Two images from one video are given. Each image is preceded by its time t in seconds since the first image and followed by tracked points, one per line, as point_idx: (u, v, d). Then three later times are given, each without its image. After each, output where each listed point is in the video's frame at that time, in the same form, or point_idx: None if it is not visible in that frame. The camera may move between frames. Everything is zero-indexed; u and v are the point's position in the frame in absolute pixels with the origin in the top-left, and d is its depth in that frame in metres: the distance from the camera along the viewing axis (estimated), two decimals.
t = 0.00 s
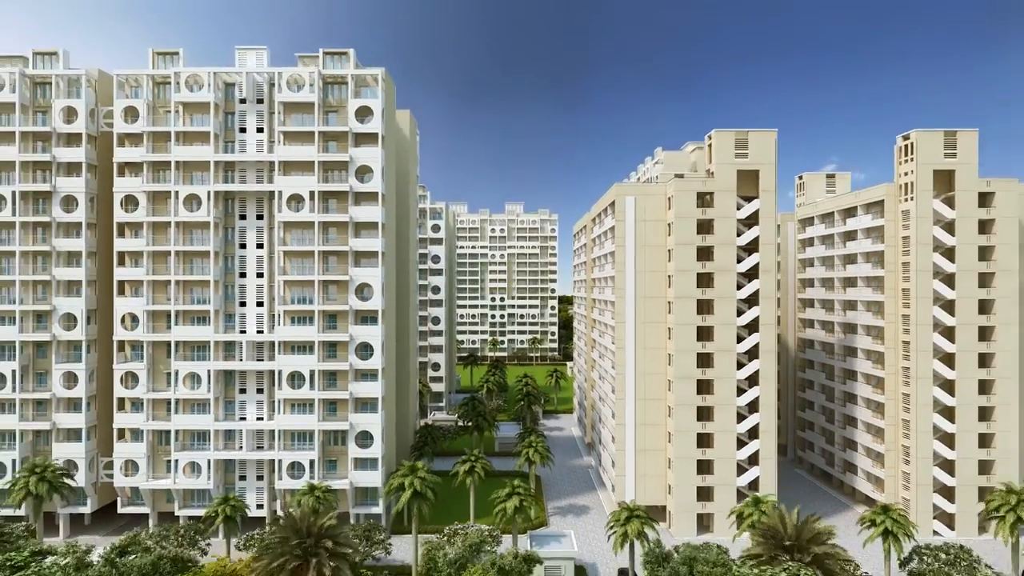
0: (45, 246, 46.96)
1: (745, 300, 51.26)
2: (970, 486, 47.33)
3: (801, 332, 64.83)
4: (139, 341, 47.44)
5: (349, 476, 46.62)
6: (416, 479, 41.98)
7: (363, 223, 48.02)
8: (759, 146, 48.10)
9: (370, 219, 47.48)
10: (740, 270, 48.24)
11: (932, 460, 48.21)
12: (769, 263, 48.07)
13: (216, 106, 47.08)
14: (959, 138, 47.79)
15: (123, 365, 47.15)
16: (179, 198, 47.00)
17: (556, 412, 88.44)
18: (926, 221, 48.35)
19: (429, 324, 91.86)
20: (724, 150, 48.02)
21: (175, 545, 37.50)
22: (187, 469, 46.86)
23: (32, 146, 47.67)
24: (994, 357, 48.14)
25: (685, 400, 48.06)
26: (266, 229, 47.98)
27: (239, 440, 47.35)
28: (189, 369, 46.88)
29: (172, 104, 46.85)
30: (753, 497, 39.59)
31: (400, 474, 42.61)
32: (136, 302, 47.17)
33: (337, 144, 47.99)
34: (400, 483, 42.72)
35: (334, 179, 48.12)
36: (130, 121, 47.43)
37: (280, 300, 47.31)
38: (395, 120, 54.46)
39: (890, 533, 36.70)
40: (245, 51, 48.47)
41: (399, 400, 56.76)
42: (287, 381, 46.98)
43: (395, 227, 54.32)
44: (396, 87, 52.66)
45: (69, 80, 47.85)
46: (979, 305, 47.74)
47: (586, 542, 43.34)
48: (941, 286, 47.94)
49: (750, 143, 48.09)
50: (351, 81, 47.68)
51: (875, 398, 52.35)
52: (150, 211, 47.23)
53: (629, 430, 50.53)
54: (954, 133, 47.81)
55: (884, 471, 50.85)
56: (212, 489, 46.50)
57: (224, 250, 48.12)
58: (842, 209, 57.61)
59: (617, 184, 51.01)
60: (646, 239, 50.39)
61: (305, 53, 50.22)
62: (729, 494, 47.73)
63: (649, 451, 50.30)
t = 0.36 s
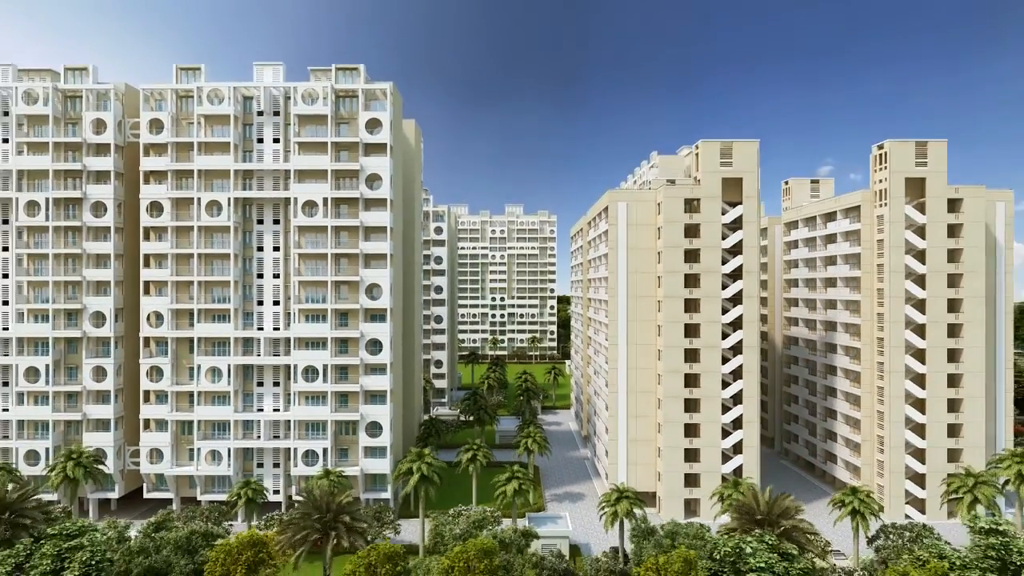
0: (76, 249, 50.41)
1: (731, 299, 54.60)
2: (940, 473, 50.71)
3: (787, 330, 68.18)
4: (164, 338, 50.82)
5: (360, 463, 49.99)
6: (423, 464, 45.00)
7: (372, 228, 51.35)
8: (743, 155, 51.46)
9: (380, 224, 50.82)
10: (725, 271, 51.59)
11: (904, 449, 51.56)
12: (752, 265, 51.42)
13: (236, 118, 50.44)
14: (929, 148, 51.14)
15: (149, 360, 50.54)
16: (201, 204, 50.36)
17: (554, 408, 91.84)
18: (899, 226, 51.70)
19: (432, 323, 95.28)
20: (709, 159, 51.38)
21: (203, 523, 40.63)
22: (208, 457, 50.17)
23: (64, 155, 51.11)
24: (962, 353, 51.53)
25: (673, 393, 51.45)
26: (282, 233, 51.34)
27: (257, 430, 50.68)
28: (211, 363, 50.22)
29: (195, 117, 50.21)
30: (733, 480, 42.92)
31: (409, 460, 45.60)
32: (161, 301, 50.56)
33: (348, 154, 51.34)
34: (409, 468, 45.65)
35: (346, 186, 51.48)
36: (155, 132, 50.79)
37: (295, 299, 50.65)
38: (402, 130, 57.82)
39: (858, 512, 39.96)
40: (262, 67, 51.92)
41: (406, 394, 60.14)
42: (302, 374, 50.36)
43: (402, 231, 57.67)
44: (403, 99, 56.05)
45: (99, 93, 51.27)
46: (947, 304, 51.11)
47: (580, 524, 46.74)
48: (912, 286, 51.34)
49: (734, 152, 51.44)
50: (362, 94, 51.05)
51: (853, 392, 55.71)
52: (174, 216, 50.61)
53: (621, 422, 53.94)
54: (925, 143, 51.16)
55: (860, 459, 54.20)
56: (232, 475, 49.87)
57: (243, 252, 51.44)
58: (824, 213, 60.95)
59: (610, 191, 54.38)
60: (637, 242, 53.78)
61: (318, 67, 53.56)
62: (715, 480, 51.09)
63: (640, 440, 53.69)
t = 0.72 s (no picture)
0: (97, 251, 52.94)
1: (720, 299, 57.14)
2: (919, 464, 53.30)
3: (777, 328, 70.73)
4: (181, 335, 53.34)
5: (367, 455, 52.59)
6: (428, 455, 47.17)
7: (379, 230, 53.82)
8: (732, 162, 53.99)
9: (386, 227, 53.28)
10: (715, 272, 54.14)
11: (885, 441, 54.08)
12: (740, 266, 53.97)
13: (249, 126, 52.95)
14: (910, 154, 53.64)
15: (166, 357, 53.06)
16: (216, 208, 52.86)
17: (553, 404, 94.40)
18: (881, 229, 54.22)
19: (434, 322, 97.82)
20: (700, 165, 53.94)
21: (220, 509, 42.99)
22: (222, 449, 52.70)
23: (85, 162, 53.66)
24: (941, 350, 54.07)
25: (666, 388, 54.02)
26: (293, 235, 53.89)
27: (269, 423, 53.17)
28: (225, 360, 52.72)
29: (210, 125, 52.72)
30: (721, 469, 45.45)
31: (415, 451, 47.72)
32: (178, 300, 53.07)
33: (356, 160, 53.84)
34: (414, 458, 47.84)
35: (354, 190, 53.99)
36: (172, 139, 53.28)
37: (306, 298, 53.18)
38: (407, 137, 60.33)
39: (837, 498, 42.47)
40: (274, 77, 54.42)
41: (410, 389, 62.74)
42: (312, 370, 52.89)
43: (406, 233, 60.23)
44: (407, 108, 58.60)
45: (118, 102, 53.81)
46: (926, 303, 53.66)
47: (576, 511, 49.33)
48: (893, 286, 53.87)
49: (723, 159, 53.99)
50: (369, 104, 53.57)
51: (838, 387, 58.25)
52: (190, 220, 53.15)
53: (616, 416, 56.51)
54: (906, 149, 53.68)
55: (845, 452, 56.74)
56: (246, 466, 52.41)
57: (255, 254, 53.94)
58: (811, 216, 63.49)
59: (606, 195, 56.94)
60: (631, 245, 56.32)
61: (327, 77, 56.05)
62: (705, 470, 53.67)
63: (634, 433, 56.25)
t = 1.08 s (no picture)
0: (109, 252, 54.59)
1: (714, 298, 58.76)
2: (906, 459, 55.00)
3: (771, 327, 72.35)
4: (190, 334, 54.97)
5: (371, 450, 54.23)
6: (431, 449, 48.53)
7: (383, 232, 55.33)
8: (725, 165, 55.62)
9: (389, 228, 54.80)
10: (709, 272, 55.78)
11: (874, 437, 55.72)
12: (734, 267, 55.61)
13: (257, 130, 54.57)
14: (898, 158, 55.30)
15: (177, 355, 54.71)
16: (225, 211, 54.49)
17: (552, 402, 96.04)
18: (870, 230, 55.85)
19: (435, 321, 99.48)
20: (694, 168, 55.61)
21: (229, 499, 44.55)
22: (231, 444, 54.30)
23: (98, 165, 55.31)
24: (928, 348, 55.72)
25: (661, 385, 55.65)
26: (299, 237, 55.52)
27: (276, 419, 54.80)
28: (233, 357, 54.35)
29: (219, 130, 54.34)
30: (713, 463, 47.09)
31: (419, 446, 48.87)
32: (188, 299, 54.70)
33: (360, 164, 55.40)
34: (417, 453, 49.21)
35: (359, 193, 55.61)
36: (182, 144, 54.89)
37: (312, 298, 54.80)
38: (409, 141, 61.97)
39: (826, 491, 44.10)
40: (280, 83, 55.89)
41: (413, 387, 64.37)
42: (318, 368, 54.55)
43: (409, 235, 61.80)
44: (410, 112, 60.16)
45: (130, 108, 55.40)
46: (914, 303, 55.30)
47: (573, 503, 50.98)
48: (881, 286, 55.52)
49: (717, 162, 55.63)
50: (373, 109, 55.14)
51: (829, 384, 59.90)
52: (200, 222, 54.81)
53: (613, 412, 58.10)
54: (894, 154, 55.35)
55: (835, 447, 58.36)
56: (254, 461, 54.05)
57: (262, 255, 55.55)
58: (803, 218, 65.11)
59: (603, 198, 58.57)
60: (628, 246, 57.92)
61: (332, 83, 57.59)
62: (699, 465, 55.31)
63: (631, 429, 57.85)
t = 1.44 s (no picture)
0: (114, 252, 55.23)
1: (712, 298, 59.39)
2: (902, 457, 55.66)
3: (769, 327, 72.99)
4: (194, 333, 55.60)
5: (373, 448, 54.91)
6: (432, 447, 49.11)
7: (385, 233, 55.97)
8: (723, 167, 56.26)
9: (391, 229, 55.39)
10: (707, 273, 56.42)
11: (870, 435, 56.36)
12: (731, 267, 56.25)
13: (260, 132, 55.20)
14: (894, 160, 55.93)
15: (180, 354, 55.33)
16: (228, 212, 55.14)
17: (552, 401, 96.72)
18: (866, 231, 56.48)
19: (436, 321, 100.11)
20: (692, 170, 56.26)
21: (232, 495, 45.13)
22: (234, 442, 54.93)
23: (102, 166, 55.93)
24: (923, 347, 56.36)
25: (659, 384, 56.30)
26: (301, 238, 56.16)
27: (279, 417, 55.45)
28: (236, 357, 54.98)
29: (223, 132, 54.96)
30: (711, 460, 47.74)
31: (420, 444, 49.38)
32: (191, 299, 55.30)
33: (362, 165, 55.94)
34: (418, 451, 49.66)
35: (361, 195, 56.24)
36: (185, 145, 55.48)
37: (314, 298, 55.43)
38: (410, 142, 62.56)
39: (821, 488, 44.75)
40: (283, 85, 56.42)
41: (414, 386, 65.01)
42: (320, 367, 55.22)
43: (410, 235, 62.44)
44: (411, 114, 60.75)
45: (134, 109, 56.03)
46: (909, 303, 55.94)
47: (572, 501, 51.67)
48: (877, 286, 56.17)
49: (715, 164, 56.28)
50: (375, 111, 55.72)
51: (826, 383, 60.55)
52: (203, 222, 55.44)
53: (612, 411, 58.71)
54: (890, 155, 55.98)
55: (832, 445, 59.00)
56: (257, 459, 54.73)
57: (265, 255, 56.17)
58: (800, 218, 65.73)
59: (602, 199, 59.16)
60: (627, 246, 58.52)
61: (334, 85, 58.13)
62: (697, 463, 55.95)
63: (630, 427, 58.46)
